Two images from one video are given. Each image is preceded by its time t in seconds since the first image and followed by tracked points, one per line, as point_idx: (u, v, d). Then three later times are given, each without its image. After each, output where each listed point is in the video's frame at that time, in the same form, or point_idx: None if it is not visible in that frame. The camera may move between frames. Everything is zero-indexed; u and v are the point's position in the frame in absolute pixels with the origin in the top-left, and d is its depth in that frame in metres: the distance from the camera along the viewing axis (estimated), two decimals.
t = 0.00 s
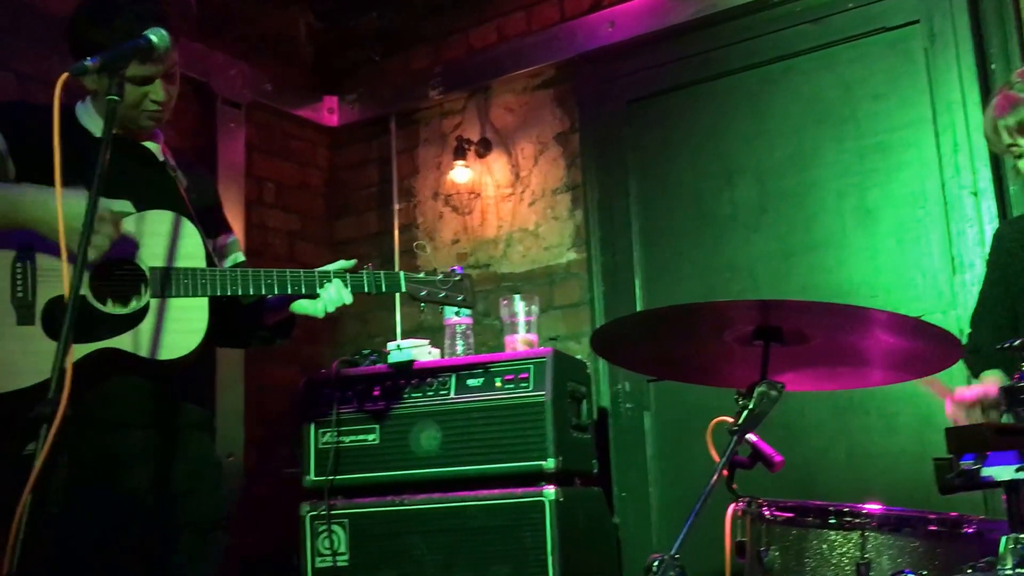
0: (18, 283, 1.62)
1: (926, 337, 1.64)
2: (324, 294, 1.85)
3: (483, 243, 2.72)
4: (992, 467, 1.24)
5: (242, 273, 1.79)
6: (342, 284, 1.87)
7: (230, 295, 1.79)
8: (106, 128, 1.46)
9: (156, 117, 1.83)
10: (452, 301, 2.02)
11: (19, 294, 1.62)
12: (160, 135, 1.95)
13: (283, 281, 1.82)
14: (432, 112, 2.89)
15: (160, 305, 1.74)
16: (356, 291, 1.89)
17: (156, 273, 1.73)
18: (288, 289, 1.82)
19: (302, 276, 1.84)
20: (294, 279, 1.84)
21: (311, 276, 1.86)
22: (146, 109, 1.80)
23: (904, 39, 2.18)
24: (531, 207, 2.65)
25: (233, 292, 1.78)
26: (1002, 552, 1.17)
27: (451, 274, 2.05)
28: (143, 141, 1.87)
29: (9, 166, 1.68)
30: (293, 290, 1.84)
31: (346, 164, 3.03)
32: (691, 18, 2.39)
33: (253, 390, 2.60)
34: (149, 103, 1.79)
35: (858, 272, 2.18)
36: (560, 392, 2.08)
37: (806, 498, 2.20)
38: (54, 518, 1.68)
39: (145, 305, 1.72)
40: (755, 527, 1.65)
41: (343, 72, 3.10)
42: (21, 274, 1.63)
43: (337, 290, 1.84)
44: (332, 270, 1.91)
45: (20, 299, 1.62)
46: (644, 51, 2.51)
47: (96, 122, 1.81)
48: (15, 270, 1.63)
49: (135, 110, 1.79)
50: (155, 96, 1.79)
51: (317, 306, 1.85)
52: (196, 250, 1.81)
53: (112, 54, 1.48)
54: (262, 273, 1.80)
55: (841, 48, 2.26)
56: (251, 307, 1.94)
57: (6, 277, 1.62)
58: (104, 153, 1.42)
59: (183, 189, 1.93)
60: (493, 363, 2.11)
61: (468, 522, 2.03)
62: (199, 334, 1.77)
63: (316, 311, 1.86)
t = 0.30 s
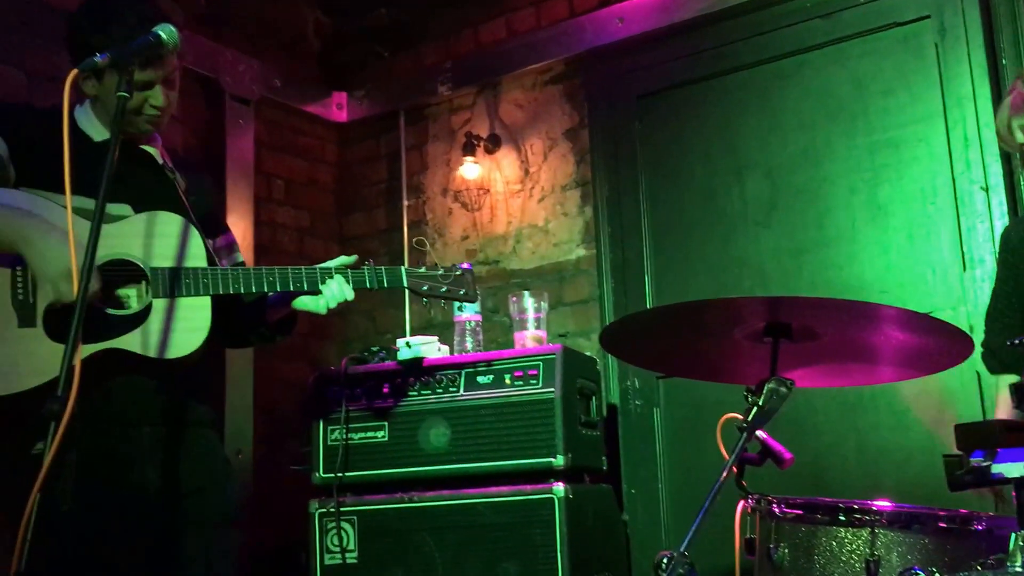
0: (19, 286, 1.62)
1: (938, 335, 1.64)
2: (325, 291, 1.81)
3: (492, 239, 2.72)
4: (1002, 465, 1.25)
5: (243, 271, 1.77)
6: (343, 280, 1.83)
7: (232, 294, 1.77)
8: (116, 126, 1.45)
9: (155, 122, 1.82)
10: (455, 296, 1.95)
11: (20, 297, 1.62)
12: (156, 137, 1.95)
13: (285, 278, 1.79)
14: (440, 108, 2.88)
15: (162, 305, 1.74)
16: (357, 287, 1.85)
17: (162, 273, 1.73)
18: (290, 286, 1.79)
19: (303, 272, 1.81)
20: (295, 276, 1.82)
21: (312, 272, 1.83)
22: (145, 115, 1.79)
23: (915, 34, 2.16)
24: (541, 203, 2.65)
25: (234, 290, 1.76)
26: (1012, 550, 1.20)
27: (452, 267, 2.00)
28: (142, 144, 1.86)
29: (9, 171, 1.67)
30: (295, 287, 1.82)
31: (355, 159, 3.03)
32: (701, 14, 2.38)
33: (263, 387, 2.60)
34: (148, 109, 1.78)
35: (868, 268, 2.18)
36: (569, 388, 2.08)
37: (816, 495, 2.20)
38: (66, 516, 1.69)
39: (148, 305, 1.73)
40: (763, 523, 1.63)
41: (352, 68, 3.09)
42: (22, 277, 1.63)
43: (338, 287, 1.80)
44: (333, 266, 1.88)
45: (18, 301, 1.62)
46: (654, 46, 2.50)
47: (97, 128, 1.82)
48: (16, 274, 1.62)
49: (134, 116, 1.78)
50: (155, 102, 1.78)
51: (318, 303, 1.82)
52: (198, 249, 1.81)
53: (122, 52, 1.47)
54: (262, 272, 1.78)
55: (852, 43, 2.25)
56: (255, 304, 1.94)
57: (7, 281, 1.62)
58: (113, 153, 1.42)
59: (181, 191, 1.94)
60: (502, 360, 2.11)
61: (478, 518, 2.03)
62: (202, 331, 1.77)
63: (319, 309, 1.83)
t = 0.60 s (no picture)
0: (26, 279, 1.62)
1: (952, 332, 1.63)
2: (331, 289, 1.80)
3: (501, 234, 2.71)
4: (1013, 461, 1.35)
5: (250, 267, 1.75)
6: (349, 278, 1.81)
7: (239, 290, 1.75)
8: (124, 121, 1.45)
9: (163, 113, 1.82)
10: (462, 295, 1.93)
11: (27, 290, 1.61)
12: (165, 131, 1.96)
13: (292, 276, 1.77)
14: (449, 102, 2.87)
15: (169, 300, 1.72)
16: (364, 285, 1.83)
17: (172, 267, 1.71)
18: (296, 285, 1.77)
19: (309, 270, 1.79)
20: (302, 273, 1.80)
21: (319, 270, 1.80)
22: (154, 105, 1.79)
23: (925, 29, 2.16)
24: (550, 198, 2.64)
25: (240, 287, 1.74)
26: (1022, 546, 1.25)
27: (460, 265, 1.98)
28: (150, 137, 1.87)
29: (16, 160, 1.69)
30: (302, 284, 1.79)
31: (364, 154, 3.02)
32: (711, 8, 2.37)
33: (272, 382, 2.61)
34: (157, 99, 1.78)
35: (878, 264, 2.17)
36: (579, 384, 2.08)
37: (825, 491, 2.20)
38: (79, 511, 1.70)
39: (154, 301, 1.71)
40: (772, 519, 1.64)
41: (361, 62, 3.08)
42: (29, 270, 1.62)
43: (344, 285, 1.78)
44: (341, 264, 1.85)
45: (26, 296, 1.61)
46: (665, 41, 2.49)
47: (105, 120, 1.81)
48: (23, 266, 1.62)
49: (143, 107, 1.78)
50: (164, 91, 1.78)
51: (326, 301, 1.80)
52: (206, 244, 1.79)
53: (130, 46, 1.47)
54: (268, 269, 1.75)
55: (864, 38, 2.23)
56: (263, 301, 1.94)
57: (14, 273, 1.61)
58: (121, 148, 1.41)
59: (188, 185, 1.94)
60: (511, 356, 2.11)
61: (487, 514, 2.04)
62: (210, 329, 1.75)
63: (326, 306, 1.82)
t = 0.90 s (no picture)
0: (21, 279, 1.62)
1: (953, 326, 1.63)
2: (328, 294, 1.86)
3: (501, 228, 2.71)
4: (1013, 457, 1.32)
5: (249, 270, 1.80)
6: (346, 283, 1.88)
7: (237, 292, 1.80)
8: (125, 114, 1.45)
9: (166, 111, 1.81)
10: (459, 300, 2.02)
11: (21, 290, 1.62)
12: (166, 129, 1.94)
13: (289, 280, 1.84)
14: (449, 96, 2.87)
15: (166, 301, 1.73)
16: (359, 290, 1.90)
17: (169, 269, 1.74)
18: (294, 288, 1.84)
19: (307, 274, 1.85)
20: (299, 277, 1.86)
21: (316, 274, 1.87)
22: (157, 103, 1.79)
23: (927, 23, 2.15)
24: (550, 193, 2.63)
25: (238, 289, 1.79)
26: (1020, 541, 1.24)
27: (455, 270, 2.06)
28: (152, 136, 1.86)
29: (15, 159, 1.68)
30: (299, 288, 1.86)
31: (364, 148, 3.02)
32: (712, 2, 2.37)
33: (273, 376, 2.61)
34: (160, 97, 1.78)
35: (879, 258, 2.17)
36: (578, 378, 2.08)
37: (825, 485, 2.20)
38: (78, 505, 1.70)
39: (151, 301, 1.72)
40: (772, 514, 1.64)
41: (361, 56, 3.08)
42: (23, 270, 1.62)
43: (341, 290, 1.85)
44: (337, 268, 1.92)
45: (21, 295, 1.61)
46: (666, 35, 2.48)
47: (107, 118, 1.82)
48: (18, 266, 1.62)
49: (146, 105, 1.78)
50: (168, 90, 1.78)
51: (322, 306, 1.88)
52: (205, 245, 1.80)
53: (130, 40, 1.47)
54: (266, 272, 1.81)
55: (865, 32, 2.23)
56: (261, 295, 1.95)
57: (8, 273, 1.61)
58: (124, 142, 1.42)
59: (188, 182, 1.92)
60: (511, 350, 2.11)
61: (487, 508, 2.04)
62: (206, 329, 1.75)
63: (322, 310, 1.89)
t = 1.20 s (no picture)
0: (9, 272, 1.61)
1: (935, 321, 1.63)
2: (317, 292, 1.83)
3: (488, 223, 2.71)
4: (995, 452, 1.28)
5: (235, 267, 1.77)
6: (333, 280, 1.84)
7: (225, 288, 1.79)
8: (111, 107, 1.45)
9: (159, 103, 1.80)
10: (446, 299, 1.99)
11: (10, 284, 1.61)
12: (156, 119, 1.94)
13: (277, 276, 1.80)
14: (437, 91, 2.87)
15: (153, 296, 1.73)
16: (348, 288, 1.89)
17: (157, 263, 1.73)
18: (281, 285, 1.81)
19: (294, 271, 1.82)
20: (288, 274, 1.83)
21: (305, 271, 1.84)
22: (150, 96, 1.77)
23: (915, 20, 2.15)
24: (537, 187, 2.64)
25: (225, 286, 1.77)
26: (1005, 536, 1.22)
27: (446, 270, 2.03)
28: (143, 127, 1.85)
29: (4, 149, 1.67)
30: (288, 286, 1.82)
31: (352, 143, 3.02)
32: None
33: (260, 369, 2.60)
34: (153, 89, 1.77)
35: (865, 254, 2.17)
36: (564, 373, 2.08)
37: (809, 480, 2.20)
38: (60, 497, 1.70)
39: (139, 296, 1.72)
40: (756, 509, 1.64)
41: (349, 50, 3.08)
42: (12, 262, 1.62)
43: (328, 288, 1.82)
44: (327, 265, 1.89)
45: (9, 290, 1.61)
46: (652, 30, 2.49)
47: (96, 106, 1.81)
48: (7, 258, 1.61)
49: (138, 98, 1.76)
50: (161, 82, 1.77)
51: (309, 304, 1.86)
52: (191, 239, 1.80)
53: (117, 32, 1.47)
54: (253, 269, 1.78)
55: (851, 28, 2.23)
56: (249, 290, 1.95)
57: None
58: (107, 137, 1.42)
59: (178, 173, 1.93)
60: (498, 344, 2.11)
61: (472, 502, 2.04)
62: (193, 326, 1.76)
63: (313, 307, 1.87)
